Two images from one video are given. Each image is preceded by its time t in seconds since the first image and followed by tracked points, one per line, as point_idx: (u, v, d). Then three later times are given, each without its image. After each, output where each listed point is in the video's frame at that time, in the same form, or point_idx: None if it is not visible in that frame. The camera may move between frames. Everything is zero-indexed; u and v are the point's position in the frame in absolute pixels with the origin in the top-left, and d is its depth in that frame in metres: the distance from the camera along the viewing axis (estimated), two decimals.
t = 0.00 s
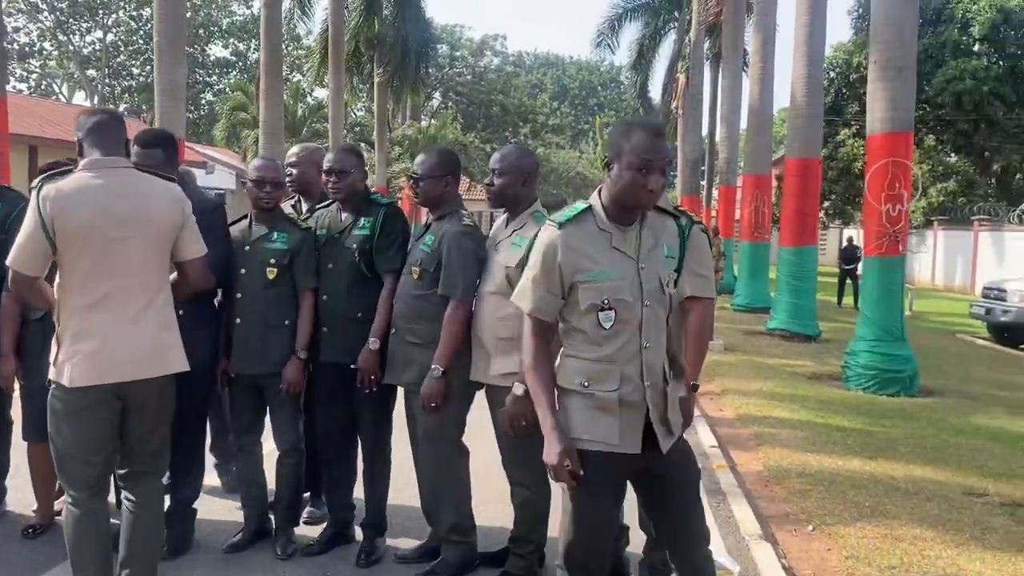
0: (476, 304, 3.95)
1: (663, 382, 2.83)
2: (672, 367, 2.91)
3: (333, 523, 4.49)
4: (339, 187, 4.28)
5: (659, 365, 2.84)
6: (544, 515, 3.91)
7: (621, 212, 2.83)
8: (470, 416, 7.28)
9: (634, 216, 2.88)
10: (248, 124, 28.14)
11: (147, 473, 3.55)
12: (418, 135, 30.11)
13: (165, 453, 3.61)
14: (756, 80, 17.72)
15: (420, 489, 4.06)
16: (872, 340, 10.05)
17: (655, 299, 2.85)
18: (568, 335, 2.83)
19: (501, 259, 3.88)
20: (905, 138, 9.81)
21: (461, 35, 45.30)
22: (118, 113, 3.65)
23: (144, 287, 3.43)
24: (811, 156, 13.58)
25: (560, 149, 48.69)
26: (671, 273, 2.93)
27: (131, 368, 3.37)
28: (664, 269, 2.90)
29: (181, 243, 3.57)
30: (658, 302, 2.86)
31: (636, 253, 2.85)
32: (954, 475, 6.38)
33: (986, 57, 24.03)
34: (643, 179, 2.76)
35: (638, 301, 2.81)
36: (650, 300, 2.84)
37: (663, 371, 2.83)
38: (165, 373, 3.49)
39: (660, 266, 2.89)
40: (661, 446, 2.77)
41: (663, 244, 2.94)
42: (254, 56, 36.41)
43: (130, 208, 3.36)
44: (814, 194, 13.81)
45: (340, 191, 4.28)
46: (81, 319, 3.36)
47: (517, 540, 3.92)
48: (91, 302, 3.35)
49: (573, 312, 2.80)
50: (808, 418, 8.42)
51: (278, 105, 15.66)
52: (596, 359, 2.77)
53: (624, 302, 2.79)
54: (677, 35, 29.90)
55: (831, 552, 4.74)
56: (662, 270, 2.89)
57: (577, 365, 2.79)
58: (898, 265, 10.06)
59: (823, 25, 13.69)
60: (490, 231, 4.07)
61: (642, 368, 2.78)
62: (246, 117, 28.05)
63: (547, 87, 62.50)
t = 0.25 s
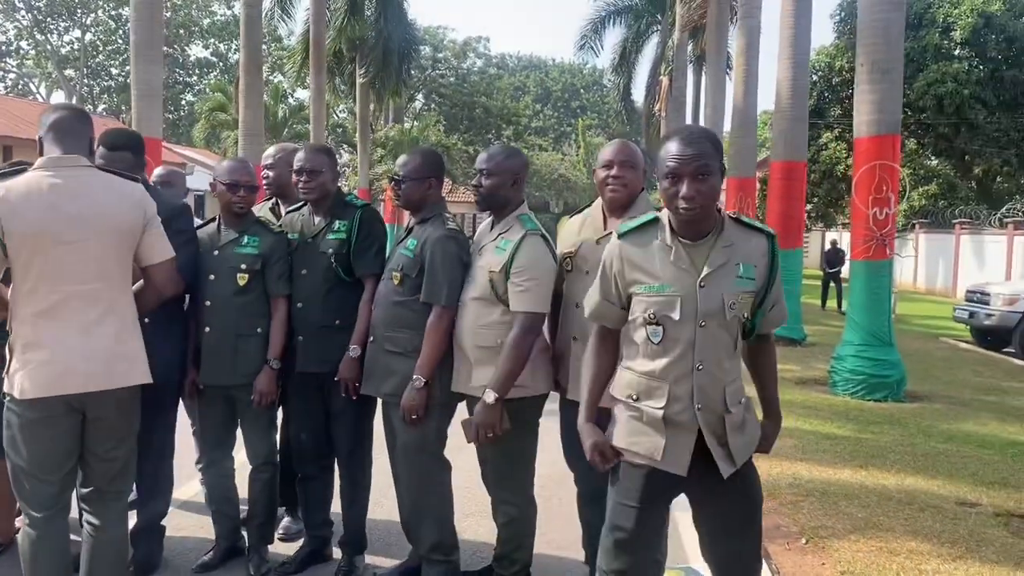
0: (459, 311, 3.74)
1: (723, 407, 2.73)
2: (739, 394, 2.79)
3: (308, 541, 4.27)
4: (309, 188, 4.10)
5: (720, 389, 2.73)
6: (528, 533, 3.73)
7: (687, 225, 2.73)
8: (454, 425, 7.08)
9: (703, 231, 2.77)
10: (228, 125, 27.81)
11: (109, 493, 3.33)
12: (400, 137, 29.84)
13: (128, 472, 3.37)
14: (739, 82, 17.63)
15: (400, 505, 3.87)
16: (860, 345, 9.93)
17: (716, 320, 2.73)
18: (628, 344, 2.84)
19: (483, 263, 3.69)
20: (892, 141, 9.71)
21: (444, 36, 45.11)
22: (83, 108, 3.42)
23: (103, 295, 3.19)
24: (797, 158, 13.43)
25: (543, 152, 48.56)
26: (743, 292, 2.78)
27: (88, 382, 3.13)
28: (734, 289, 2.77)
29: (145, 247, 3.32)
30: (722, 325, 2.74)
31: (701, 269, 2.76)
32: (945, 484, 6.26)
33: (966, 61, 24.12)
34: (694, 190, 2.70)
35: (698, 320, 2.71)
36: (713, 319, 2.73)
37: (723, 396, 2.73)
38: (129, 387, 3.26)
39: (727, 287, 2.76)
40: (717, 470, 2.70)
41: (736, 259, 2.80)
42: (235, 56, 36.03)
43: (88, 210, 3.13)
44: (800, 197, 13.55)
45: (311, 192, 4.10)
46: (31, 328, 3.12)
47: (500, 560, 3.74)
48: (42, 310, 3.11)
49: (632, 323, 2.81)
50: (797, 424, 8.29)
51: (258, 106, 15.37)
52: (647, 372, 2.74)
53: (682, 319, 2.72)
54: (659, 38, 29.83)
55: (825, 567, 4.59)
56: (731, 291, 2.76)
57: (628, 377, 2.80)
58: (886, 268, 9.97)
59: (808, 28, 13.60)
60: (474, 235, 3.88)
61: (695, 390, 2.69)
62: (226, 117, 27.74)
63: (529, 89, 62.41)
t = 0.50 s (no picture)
0: (450, 322, 3.55)
1: (745, 419, 2.61)
2: (770, 410, 2.64)
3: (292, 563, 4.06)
4: (303, 195, 3.92)
5: (744, 402, 2.61)
6: (524, 556, 3.53)
7: (715, 221, 2.66)
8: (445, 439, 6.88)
9: (737, 230, 2.69)
10: (220, 128, 27.58)
11: (78, 516, 3.11)
12: (393, 140, 29.60)
13: (98, 495, 3.16)
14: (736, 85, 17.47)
15: (388, 526, 3.67)
16: (860, 353, 9.74)
17: (739, 327, 2.62)
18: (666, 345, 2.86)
19: (475, 271, 3.50)
20: (892, 146, 9.55)
21: (437, 40, 44.92)
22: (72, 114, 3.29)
23: (65, 306, 2.98)
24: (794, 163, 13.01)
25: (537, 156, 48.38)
26: (770, 300, 2.62)
27: (54, 395, 2.91)
28: (763, 296, 2.63)
29: (112, 256, 3.11)
30: (749, 334, 2.62)
31: (730, 270, 2.68)
32: (952, 498, 6.08)
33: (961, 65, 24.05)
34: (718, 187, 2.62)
35: (721, 324, 2.64)
36: (737, 324, 2.63)
37: (745, 409, 2.61)
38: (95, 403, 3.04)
39: (757, 293, 2.63)
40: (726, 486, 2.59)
41: (769, 266, 2.65)
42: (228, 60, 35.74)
43: (52, 213, 2.91)
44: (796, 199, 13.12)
45: (304, 199, 3.92)
46: None
47: None
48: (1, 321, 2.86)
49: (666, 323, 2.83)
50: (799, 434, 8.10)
51: (249, 110, 15.12)
52: (672, 373, 2.75)
53: (705, 320, 2.67)
54: (654, 41, 29.69)
55: None
56: (759, 296, 2.62)
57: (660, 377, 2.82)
58: (886, 274, 9.79)
59: (805, 31, 13.47)
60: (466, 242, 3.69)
61: (711, 398, 2.63)
62: (219, 121, 27.52)
63: (523, 93, 62.22)
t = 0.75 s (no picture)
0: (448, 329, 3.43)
1: (737, 421, 2.63)
2: (767, 416, 2.62)
3: None
4: (310, 203, 3.84)
5: (734, 404, 2.64)
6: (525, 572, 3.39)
7: (693, 222, 2.73)
8: (445, 448, 6.75)
9: (723, 229, 2.74)
10: (221, 132, 27.50)
11: (59, 534, 2.91)
12: (395, 143, 29.48)
13: (79, 516, 2.95)
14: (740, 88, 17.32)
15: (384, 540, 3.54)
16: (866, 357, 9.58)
17: (723, 327, 2.66)
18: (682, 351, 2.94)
19: (474, 276, 3.38)
20: (897, 147, 9.40)
21: (439, 44, 44.84)
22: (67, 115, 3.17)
23: (28, 315, 2.76)
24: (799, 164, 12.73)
25: (540, 159, 48.26)
26: (751, 300, 2.62)
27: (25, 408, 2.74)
28: (743, 296, 2.63)
29: (84, 264, 2.84)
30: (733, 336, 2.64)
31: (715, 271, 2.73)
32: (964, 506, 5.94)
33: (966, 66, 23.89)
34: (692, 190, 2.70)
35: (706, 326, 2.70)
36: (721, 324, 2.67)
37: (735, 411, 2.63)
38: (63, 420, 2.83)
39: (738, 293, 2.65)
40: (712, 488, 2.65)
41: (752, 266, 2.66)
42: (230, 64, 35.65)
43: (11, 216, 2.71)
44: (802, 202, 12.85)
45: (310, 207, 3.84)
46: None
47: None
48: None
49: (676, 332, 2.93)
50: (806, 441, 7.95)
51: (250, 113, 15.00)
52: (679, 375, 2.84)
53: (692, 321, 2.75)
54: (657, 44, 29.56)
55: None
56: (740, 296, 2.64)
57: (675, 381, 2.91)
58: (892, 277, 9.64)
59: (809, 33, 13.32)
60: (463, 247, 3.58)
61: (702, 399, 2.70)
62: (220, 125, 27.47)
63: (525, 97, 62.11)
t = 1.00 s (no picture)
0: (458, 329, 3.39)
1: (741, 416, 2.59)
2: (774, 407, 2.56)
3: None
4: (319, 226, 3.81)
5: (738, 398, 2.60)
6: None
7: (685, 221, 2.69)
8: (456, 450, 6.71)
9: (717, 230, 2.69)
10: (231, 134, 27.55)
11: (60, 538, 2.88)
12: (404, 145, 29.49)
13: (80, 521, 2.91)
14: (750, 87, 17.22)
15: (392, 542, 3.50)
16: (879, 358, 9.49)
17: (723, 323, 2.62)
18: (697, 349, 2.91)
19: (483, 277, 3.34)
20: (910, 146, 9.30)
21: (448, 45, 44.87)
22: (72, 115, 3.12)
23: (24, 319, 2.73)
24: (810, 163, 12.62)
25: (549, 160, 48.18)
26: (745, 295, 2.57)
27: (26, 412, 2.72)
28: (736, 292, 2.59)
29: (81, 267, 2.80)
30: (731, 331, 2.60)
31: (712, 269, 2.68)
32: (980, 508, 5.86)
33: (978, 64, 23.71)
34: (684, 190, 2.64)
35: (706, 323, 2.67)
36: (719, 320, 2.63)
37: (739, 405, 2.59)
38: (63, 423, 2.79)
39: (732, 290, 2.61)
40: (720, 480, 2.64)
41: (744, 262, 2.61)
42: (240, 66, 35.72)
43: (9, 218, 2.69)
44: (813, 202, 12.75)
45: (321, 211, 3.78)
46: None
47: None
48: None
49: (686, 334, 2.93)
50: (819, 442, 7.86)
51: (259, 115, 14.99)
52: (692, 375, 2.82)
53: (695, 320, 2.73)
54: (666, 44, 29.47)
55: None
56: (733, 292, 2.60)
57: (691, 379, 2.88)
58: (904, 276, 9.53)
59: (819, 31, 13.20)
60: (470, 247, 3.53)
61: (709, 395, 2.67)
62: (229, 127, 27.54)
63: (534, 98, 62.07)
